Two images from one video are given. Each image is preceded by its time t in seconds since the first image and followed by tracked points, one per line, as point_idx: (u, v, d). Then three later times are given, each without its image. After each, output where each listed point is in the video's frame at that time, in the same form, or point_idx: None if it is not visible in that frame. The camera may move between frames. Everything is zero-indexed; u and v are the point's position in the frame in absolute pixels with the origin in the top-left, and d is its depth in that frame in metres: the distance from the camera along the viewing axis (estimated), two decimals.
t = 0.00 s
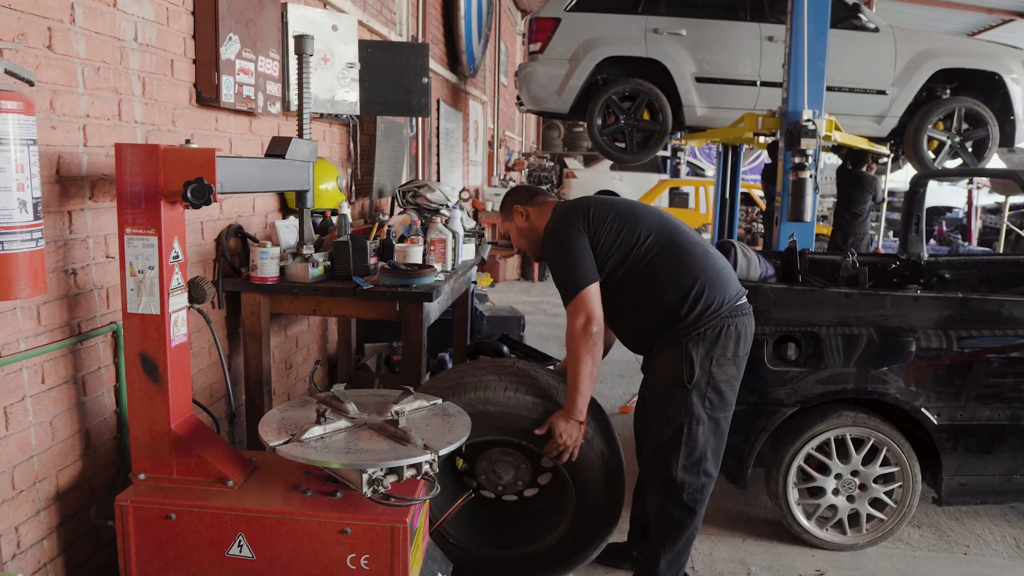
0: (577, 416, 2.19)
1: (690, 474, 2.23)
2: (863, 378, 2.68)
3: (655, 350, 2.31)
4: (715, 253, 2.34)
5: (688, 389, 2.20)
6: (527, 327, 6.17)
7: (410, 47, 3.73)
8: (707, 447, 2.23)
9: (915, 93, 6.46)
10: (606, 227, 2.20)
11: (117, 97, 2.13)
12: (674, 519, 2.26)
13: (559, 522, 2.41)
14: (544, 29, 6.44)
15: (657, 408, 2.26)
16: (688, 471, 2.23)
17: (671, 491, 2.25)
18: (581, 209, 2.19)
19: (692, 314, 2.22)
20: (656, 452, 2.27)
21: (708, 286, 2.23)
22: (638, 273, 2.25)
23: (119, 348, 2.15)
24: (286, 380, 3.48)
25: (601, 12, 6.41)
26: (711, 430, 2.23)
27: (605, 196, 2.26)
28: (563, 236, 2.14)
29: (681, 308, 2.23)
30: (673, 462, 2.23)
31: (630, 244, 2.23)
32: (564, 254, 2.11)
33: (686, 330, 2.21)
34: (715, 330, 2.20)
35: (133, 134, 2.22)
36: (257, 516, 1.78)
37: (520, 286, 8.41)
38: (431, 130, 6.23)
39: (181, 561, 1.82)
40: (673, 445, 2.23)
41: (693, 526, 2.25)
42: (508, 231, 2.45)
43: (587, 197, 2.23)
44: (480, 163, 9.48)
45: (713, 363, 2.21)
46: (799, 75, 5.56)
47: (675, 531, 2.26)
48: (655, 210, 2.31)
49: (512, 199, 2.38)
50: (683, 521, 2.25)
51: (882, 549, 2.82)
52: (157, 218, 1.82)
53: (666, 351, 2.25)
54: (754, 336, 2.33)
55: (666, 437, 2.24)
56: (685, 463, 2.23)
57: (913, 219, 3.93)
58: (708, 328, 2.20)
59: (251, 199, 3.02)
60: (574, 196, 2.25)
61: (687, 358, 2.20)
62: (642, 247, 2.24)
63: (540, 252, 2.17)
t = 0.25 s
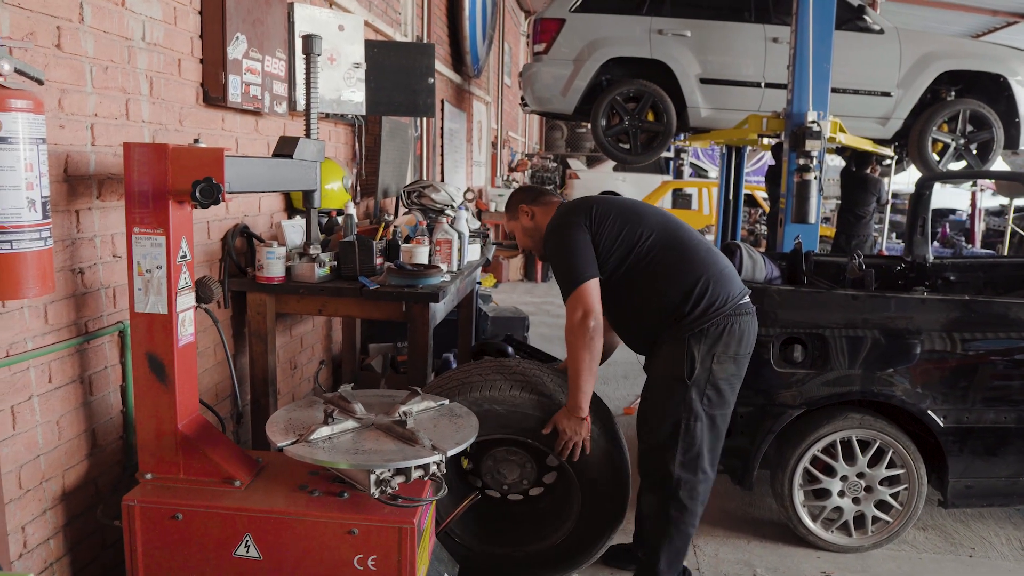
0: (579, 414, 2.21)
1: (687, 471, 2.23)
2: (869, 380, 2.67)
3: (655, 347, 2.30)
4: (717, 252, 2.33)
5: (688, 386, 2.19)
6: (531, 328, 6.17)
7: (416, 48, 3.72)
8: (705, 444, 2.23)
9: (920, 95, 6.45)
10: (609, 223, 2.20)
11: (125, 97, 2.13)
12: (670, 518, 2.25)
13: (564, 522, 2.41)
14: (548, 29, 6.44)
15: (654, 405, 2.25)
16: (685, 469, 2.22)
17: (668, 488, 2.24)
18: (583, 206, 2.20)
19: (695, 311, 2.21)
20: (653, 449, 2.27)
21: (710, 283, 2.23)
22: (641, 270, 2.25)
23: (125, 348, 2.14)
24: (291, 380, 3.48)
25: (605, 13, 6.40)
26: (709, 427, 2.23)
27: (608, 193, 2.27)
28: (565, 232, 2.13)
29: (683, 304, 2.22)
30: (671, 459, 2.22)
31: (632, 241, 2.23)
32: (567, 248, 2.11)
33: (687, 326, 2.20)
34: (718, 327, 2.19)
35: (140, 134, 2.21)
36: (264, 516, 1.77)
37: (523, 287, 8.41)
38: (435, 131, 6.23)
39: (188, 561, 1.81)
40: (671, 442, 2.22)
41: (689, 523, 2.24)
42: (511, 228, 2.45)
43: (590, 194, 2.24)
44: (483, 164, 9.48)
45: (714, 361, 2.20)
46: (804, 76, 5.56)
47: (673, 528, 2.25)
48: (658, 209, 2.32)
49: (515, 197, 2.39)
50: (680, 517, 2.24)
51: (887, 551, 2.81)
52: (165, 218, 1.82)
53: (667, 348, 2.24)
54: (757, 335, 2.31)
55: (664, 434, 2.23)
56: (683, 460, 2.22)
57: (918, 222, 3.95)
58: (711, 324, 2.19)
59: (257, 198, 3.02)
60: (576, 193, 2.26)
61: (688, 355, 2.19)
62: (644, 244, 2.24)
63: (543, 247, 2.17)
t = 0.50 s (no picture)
0: (537, 421, 2.03)
1: (674, 480, 2.21)
2: (870, 380, 2.67)
3: (648, 352, 2.29)
4: (719, 257, 2.29)
5: (681, 397, 2.18)
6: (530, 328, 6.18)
7: (417, 48, 3.72)
8: (693, 454, 2.21)
9: (919, 96, 6.46)
10: (611, 225, 2.14)
11: (128, 96, 2.12)
12: (654, 524, 2.23)
13: (569, 520, 2.42)
14: (548, 30, 6.44)
15: (648, 414, 2.24)
16: (672, 478, 2.21)
17: (651, 495, 2.22)
18: (586, 201, 2.13)
19: (691, 320, 2.19)
20: (640, 455, 2.25)
21: (710, 292, 2.20)
22: (640, 272, 2.20)
23: (127, 348, 2.14)
24: (291, 380, 3.47)
25: (605, 13, 6.40)
26: (699, 438, 2.21)
27: (613, 191, 2.19)
28: (563, 228, 2.07)
29: (679, 313, 2.20)
30: (656, 467, 2.21)
31: (634, 241, 2.17)
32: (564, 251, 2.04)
33: (682, 336, 2.19)
34: (714, 338, 2.18)
35: (143, 133, 2.21)
36: (268, 518, 1.77)
37: (522, 287, 8.41)
38: (435, 131, 6.23)
39: (190, 563, 1.81)
40: (658, 450, 2.21)
41: (668, 528, 2.22)
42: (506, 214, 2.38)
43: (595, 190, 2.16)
44: (482, 164, 9.48)
45: (708, 373, 2.19)
46: (803, 77, 5.57)
47: (652, 533, 2.24)
48: (662, 209, 2.25)
49: (516, 181, 2.31)
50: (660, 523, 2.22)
51: (888, 551, 2.81)
52: (168, 218, 1.81)
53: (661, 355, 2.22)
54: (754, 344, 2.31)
55: (652, 442, 2.22)
56: (670, 469, 2.20)
57: (918, 221, 3.90)
58: (706, 335, 2.18)
59: (258, 198, 3.01)
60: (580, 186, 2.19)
61: (681, 365, 2.18)
62: (647, 245, 2.19)
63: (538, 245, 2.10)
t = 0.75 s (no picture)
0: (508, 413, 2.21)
1: (674, 486, 2.20)
2: (870, 379, 2.68)
3: (651, 357, 2.29)
4: (724, 262, 2.28)
5: (681, 404, 2.17)
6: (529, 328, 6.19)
7: (417, 47, 3.72)
8: (695, 460, 2.21)
9: (916, 96, 6.48)
10: (609, 236, 2.15)
11: (130, 96, 2.12)
12: (654, 529, 2.23)
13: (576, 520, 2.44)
14: (546, 30, 6.44)
15: (650, 419, 2.23)
16: (672, 483, 2.20)
17: (652, 500, 2.22)
18: (581, 211, 2.14)
19: (694, 327, 2.19)
20: (642, 459, 2.24)
21: (711, 298, 2.19)
22: (640, 279, 2.21)
23: (129, 348, 2.13)
24: (292, 380, 3.47)
25: (604, 13, 6.41)
26: (701, 444, 2.21)
27: (610, 200, 2.18)
28: (557, 243, 2.10)
29: (681, 320, 2.20)
30: (656, 472, 2.20)
31: (633, 250, 2.17)
32: (556, 267, 2.08)
33: (685, 343, 2.18)
34: (716, 345, 2.17)
35: (145, 133, 2.21)
36: (272, 517, 1.77)
37: (520, 287, 8.42)
38: (433, 131, 6.23)
39: (194, 562, 1.80)
40: (659, 455, 2.20)
41: (668, 534, 2.22)
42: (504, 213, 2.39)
43: (591, 199, 2.16)
44: (480, 164, 9.48)
45: (709, 380, 2.18)
46: (802, 77, 5.58)
47: (653, 537, 2.24)
48: (662, 215, 2.25)
49: (515, 181, 2.32)
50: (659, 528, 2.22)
51: (889, 550, 2.82)
52: (171, 217, 1.81)
53: (662, 361, 2.23)
54: (761, 348, 2.30)
55: (653, 447, 2.21)
56: (670, 474, 2.20)
57: (918, 220, 3.90)
58: (708, 343, 2.17)
59: (259, 198, 3.01)
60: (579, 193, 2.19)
61: (682, 371, 2.18)
62: (646, 254, 2.19)
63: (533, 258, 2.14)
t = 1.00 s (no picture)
0: (535, 395, 2.27)
1: (667, 482, 2.21)
2: (872, 379, 2.68)
3: (655, 354, 2.32)
4: (734, 265, 2.32)
5: (681, 402, 2.20)
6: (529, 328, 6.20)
7: (419, 47, 3.72)
8: (689, 458, 2.22)
9: (916, 96, 6.49)
10: (627, 232, 2.19)
11: (133, 95, 2.12)
12: (647, 526, 2.24)
13: (575, 511, 2.47)
14: (547, 29, 6.44)
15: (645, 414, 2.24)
16: (666, 480, 2.21)
17: (646, 495, 2.22)
18: (604, 203, 2.17)
19: (701, 327, 2.22)
20: (636, 455, 2.25)
21: (720, 301, 2.24)
22: (650, 276, 2.24)
23: (133, 347, 2.14)
24: (293, 379, 3.48)
25: (604, 13, 6.42)
26: (696, 443, 2.23)
27: (630, 197, 2.22)
28: (581, 234, 2.13)
29: (689, 320, 2.23)
30: (651, 470, 2.21)
31: (647, 247, 2.21)
32: (577, 258, 2.12)
33: (689, 342, 2.22)
34: (720, 347, 2.21)
35: (148, 132, 2.21)
36: (276, 516, 1.77)
37: (520, 287, 8.43)
38: (433, 130, 6.23)
39: (199, 561, 1.81)
40: (654, 454, 2.21)
41: (661, 532, 2.22)
42: (515, 197, 2.41)
43: (612, 194, 2.20)
44: (480, 164, 9.49)
45: (711, 381, 2.21)
46: (802, 78, 5.59)
47: (646, 535, 2.24)
48: (678, 215, 2.28)
49: (531, 167, 2.34)
50: (651, 526, 2.23)
51: (890, 549, 2.82)
52: (175, 216, 1.81)
53: (665, 358, 2.26)
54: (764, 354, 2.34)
55: (649, 445, 2.22)
56: (665, 470, 2.21)
57: (919, 222, 3.90)
58: (713, 343, 2.21)
59: (261, 197, 3.01)
60: (599, 186, 2.23)
61: (684, 370, 2.21)
62: (659, 251, 2.23)
63: (552, 246, 2.18)
